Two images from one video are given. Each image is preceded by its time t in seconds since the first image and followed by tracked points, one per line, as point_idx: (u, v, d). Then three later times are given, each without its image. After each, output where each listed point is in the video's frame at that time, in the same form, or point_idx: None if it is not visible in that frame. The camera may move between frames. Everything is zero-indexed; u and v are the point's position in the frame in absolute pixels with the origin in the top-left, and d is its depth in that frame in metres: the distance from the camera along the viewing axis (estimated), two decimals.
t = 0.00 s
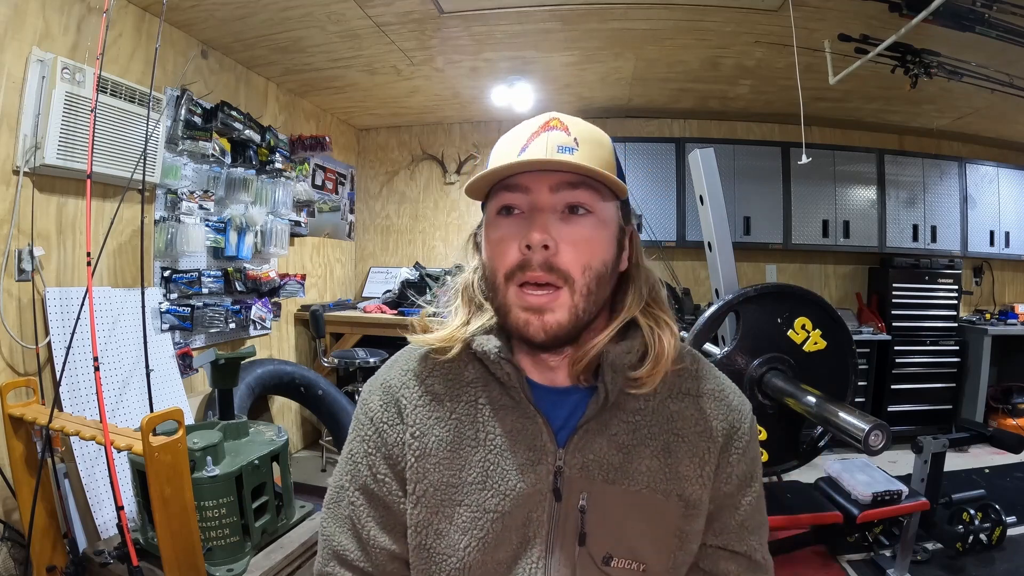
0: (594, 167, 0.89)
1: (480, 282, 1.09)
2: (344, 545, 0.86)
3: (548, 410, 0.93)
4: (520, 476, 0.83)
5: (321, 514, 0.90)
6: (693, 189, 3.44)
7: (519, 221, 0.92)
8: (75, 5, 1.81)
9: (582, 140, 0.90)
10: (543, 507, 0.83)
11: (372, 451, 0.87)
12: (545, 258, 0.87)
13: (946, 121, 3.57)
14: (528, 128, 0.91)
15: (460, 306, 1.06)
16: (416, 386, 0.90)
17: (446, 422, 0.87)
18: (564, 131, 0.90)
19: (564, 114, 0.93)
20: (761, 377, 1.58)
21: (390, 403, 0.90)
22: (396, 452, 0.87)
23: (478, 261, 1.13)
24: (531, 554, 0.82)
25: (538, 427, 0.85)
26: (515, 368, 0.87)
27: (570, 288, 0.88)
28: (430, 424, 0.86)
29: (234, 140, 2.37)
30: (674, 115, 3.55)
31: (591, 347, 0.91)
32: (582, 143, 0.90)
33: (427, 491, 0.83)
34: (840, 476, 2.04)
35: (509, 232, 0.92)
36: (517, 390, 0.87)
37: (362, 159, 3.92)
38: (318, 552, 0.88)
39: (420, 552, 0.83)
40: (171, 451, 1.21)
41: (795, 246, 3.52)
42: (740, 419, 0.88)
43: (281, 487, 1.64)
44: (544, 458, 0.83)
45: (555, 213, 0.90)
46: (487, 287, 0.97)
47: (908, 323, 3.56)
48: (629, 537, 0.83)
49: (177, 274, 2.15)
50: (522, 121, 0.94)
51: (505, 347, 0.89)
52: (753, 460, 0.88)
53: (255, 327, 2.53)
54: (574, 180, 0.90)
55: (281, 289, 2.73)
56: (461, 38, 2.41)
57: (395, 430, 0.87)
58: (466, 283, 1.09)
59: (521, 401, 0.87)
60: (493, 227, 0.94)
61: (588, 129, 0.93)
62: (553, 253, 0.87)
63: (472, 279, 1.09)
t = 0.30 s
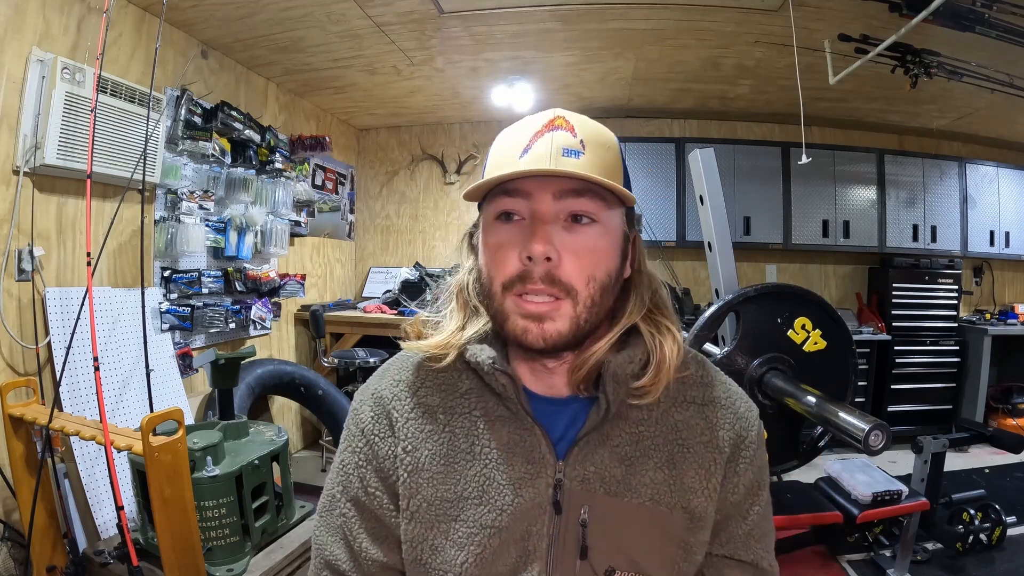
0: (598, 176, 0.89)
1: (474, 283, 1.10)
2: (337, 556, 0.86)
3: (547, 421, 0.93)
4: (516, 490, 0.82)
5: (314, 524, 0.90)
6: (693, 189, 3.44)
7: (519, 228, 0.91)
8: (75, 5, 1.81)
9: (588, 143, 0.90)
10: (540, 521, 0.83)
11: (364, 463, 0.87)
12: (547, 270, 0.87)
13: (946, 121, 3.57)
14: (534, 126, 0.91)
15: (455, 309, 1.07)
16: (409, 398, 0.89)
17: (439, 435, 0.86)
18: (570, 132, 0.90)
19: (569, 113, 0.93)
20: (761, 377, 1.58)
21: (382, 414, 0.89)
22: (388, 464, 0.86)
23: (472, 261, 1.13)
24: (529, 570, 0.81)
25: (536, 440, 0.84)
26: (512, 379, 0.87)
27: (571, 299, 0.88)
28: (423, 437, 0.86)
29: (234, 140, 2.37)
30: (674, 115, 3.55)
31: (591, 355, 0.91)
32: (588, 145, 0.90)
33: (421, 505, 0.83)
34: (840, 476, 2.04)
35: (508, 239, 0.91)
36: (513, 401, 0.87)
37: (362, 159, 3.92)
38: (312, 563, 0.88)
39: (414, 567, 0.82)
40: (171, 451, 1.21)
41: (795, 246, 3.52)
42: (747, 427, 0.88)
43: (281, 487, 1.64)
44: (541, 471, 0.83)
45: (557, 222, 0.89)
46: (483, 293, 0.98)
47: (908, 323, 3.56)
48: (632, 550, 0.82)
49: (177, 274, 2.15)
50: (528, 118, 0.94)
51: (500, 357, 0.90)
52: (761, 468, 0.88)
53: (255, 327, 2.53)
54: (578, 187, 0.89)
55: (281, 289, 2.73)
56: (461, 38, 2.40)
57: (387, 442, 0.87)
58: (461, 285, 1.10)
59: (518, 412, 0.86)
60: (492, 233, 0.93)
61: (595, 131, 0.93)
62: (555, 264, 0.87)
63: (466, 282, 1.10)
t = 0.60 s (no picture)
0: (589, 172, 0.89)
1: (472, 294, 1.10)
2: (337, 557, 0.86)
3: (549, 424, 0.93)
4: (518, 493, 0.82)
5: (314, 525, 0.90)
6: (693, 189, 3.44)
7: (515, 234, 0.91)
8: (75, 5, 1.81)
9: (575, 141, 0.90)
10: (542, 524, 0.82)
11: (364, 465, 0.87)
12: (548, 275, 0.86)
13: (946, 121, 3.57)
14: (519, 127, 0.91)
15: (454, 320, 1.08)
16: (410, 401, 0.89)
17: (440, 438, 0.86)
18: (556, 131, 0.90)
19: (554, 111, 0.93)
20: (761, 377, 1.58)
21: (383, 416, 0.89)
22: (389, 466, 0.86)
23: (466, 272, 1.13)
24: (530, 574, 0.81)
25: (538, 444, 0.85)
26: (514, 384, 0.87)
27: (576, 300, 0.88)
28: (424, 440, 0.86)
29: (234, 140, 2.37)
30: (674, 115, 3.55)
31: (597, 355, 0.92)
32: (576, 143, 0.90)
33: (422, 509, 0.82)
34: (840, 476, 2.04)
35: (504, 246, 0.91)
36: (516, 405, 0.87)
37: (362, 159, 3.92)
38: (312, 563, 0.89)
39: (415, 571, 0.82)
40: (171, 450, 1.21)
41: (795, 246, 3.52)
42: (747, 432, 0.88)
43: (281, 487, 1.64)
44: (544, 474, 0.83)
45: (554, 225, 0.89)
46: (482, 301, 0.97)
47: (908, 323, 3.56)
48: (632, 556, 0.82)
49: (177, 274, 2.15)
50: (513, 120, 0.93)
51: (502, 361, 0.90)
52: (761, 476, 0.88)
53: (255, 327, 2.53)
54: (570, 186, 0.90)
55: (281, 289, 2.73)
56: (461, 38, 2.41)
57: (387, 445, 0.87)
58: (457, 295, 1.10)
59: (520, 416, 0.86)
60: (486, 241, 0.93)
61: (581, 128, 0.93)
62: (556, 268, 0.87)
63: (462, 292, 1.10)
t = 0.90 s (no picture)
0: (605, 177, 0.89)
1: (479, 289, 1.10)
2: (340, 555, 0.86)
3: (552, 420, 0.92)
4: (522, 489, 0.82)
5: (317, 524, 0.90)
6: (693, 189, 3.44)
7: (526, 232, 0.91)
8: (75, 5, 1.81)
9: (588, 143, 0.89)
10: (546, 520, 0.82)
11: (368, 462, 0.87)
12: (559, 273, 0.88)
13: (946, 121, 3.57)
14: (532, 127, 0.90)
15: (459, 315, 1.07)
16: (414, 398, 0.90)
17: (445, 434, 0.86)
18: (569, 132, 0.89)
19: (567, 111, 0.92)
20: (761, 377, 1.58)
21: (387, 413, 0.90)
22: (393, 463, 0.86)
23: (472, 265, 1.13)
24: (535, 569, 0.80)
25: (542, 439, 0.85)
26: (519, 379, 0.88)
27: (586, 298, 0.90)
28: (428, 436, 0.86)
29: (234, 140, 2.37)
30: (674, 115, 3.55)
31: (603, 356, 0.92)
32: (589, 145, 0.89)
33: (426, 505, 0.82)
34: (840, 476, 2.04)
35: (515, 243, 0.91)
36: (520, 400, 0.87)
37: (362, 159, 3.92)
38: (314, 562, 0.88)
39: (418, 567, 0.81)
40: (172, 450, 1.21)
41: (795, 246, 3.52)
42: (745, 421, 0.88)
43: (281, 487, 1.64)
44: (547, 469, 0.83)
45: (564, 225, 0.90)
46: (489, 296, 0.97)
47: (908, 323, 3.56)
48: (635, 547, 0.82)
49: (177, 274, 2.15)
50: (526, 119, 0.93)
51: (508, 356, 0.90)
52: (759, 466, 0.87)
53: (255, 327, 2.53)
54: (581, 190, 0.90)
55: (281, 289, 2.73)
56: (461, 38, 2.40)
57: (392, 441, 0.87)
58: (464, 289, 1.10)
59: (525, 411, 0.86)
60: (495, 237, 0.93)
61: (595, 130, 0.92)
62: (568, 267, 0.88)
63: (469, 286, 1.10)
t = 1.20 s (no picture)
0: (620, 169, 0.90)
1: (481, 284, 1.10)
2: (343, 550, 0.86)
3: (554, 414, 0.93)
4: (524, 482, 0.82)
5: (318, 519, 0.90)
6: (693, 189, 3.44)
7: (540, 222, 0.91)
8: (75, 5, 1.81)
9: (601, 141, 0.90)
10: (547, 513, 0.82)
11: (370, 456, 0.87)
12: (576, 260, 0.88)
13: (946, 121, 3.57)
14: (547, 123, 0.90)
15: (462, 310, 1.07)
16: (416, 391, 0.90)
17: (447, 427, 0.86)
18: (583, 130, 0.89)
19: (579, 110, 0.93)
20: (761, 377, 1.58)
21: (389, 408, 0.90)
22: (395, 457, 0.86)
23: (475, 260, 1.13)
24: (536, 562, 0.81)
25: (543, 432, 0.85)
26: (521, 370, 0.87)
27: (599, 286, 0.90)
28: (430, 429, 0.86)
29: (234, 140, 2.37)
30: (674, 115, 3.55)
31: (603, 344, 0.92)
32: (602, 143, 0.90)
33: (427, 498, 0.82)
34: (840, 476, 2.04)
35: (529, 233, 0.91)
36: (522, 393, 0.86)
37: (362, 159, 3.92)
38: (315, 558, 0.88)
39: (420, 561, 0.81)
40: (172, 450, 1.21)
41: (795, 246, 3.52)
42: (742, 410, 0.88)
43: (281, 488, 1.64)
44: (548, 463, 0.83)
45: (580, 216, 0.90)
46: (496, 287, 0.96)
47: (908, 323, 3.56)
48: (635, 540, 0.81)
49: (177, 274, 2.15)
50: (539, 116, 0.93)
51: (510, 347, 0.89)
52: (754, 457, 0.86)
53: (255, 327, 2.53)
54: (598, 183, 0.91)
55: (281, 289, 2.73)
56: (461, 38, 2.41)
57: (394, 435, 0.87)
58: (466, 284, 1.10)
59: (526, 405, 0.86)
60: (508, 227, 0.92)
61: (605, 130, 0.93)
62: (585, 254, 0.89)
63: (472, 280, 1.10)
